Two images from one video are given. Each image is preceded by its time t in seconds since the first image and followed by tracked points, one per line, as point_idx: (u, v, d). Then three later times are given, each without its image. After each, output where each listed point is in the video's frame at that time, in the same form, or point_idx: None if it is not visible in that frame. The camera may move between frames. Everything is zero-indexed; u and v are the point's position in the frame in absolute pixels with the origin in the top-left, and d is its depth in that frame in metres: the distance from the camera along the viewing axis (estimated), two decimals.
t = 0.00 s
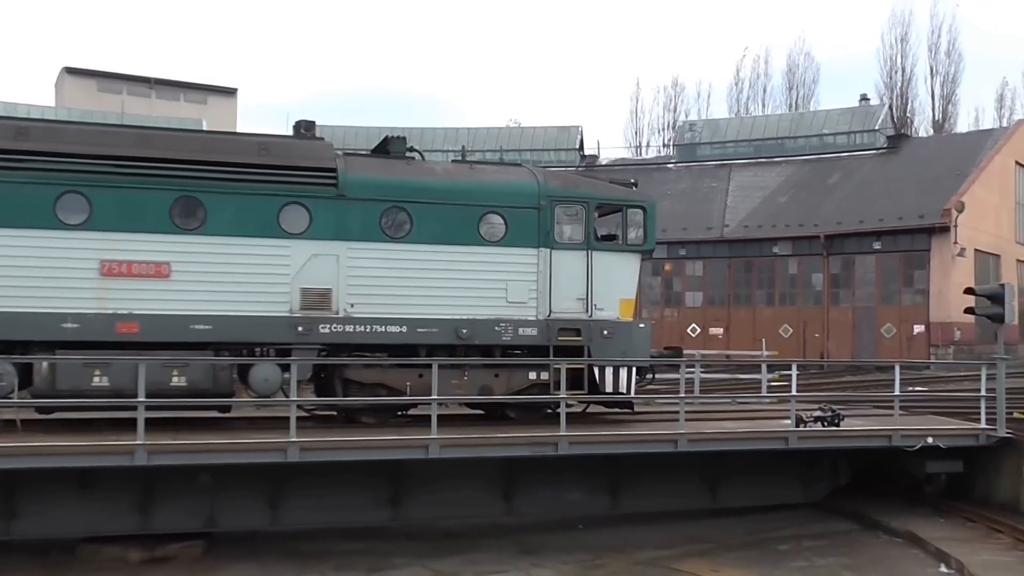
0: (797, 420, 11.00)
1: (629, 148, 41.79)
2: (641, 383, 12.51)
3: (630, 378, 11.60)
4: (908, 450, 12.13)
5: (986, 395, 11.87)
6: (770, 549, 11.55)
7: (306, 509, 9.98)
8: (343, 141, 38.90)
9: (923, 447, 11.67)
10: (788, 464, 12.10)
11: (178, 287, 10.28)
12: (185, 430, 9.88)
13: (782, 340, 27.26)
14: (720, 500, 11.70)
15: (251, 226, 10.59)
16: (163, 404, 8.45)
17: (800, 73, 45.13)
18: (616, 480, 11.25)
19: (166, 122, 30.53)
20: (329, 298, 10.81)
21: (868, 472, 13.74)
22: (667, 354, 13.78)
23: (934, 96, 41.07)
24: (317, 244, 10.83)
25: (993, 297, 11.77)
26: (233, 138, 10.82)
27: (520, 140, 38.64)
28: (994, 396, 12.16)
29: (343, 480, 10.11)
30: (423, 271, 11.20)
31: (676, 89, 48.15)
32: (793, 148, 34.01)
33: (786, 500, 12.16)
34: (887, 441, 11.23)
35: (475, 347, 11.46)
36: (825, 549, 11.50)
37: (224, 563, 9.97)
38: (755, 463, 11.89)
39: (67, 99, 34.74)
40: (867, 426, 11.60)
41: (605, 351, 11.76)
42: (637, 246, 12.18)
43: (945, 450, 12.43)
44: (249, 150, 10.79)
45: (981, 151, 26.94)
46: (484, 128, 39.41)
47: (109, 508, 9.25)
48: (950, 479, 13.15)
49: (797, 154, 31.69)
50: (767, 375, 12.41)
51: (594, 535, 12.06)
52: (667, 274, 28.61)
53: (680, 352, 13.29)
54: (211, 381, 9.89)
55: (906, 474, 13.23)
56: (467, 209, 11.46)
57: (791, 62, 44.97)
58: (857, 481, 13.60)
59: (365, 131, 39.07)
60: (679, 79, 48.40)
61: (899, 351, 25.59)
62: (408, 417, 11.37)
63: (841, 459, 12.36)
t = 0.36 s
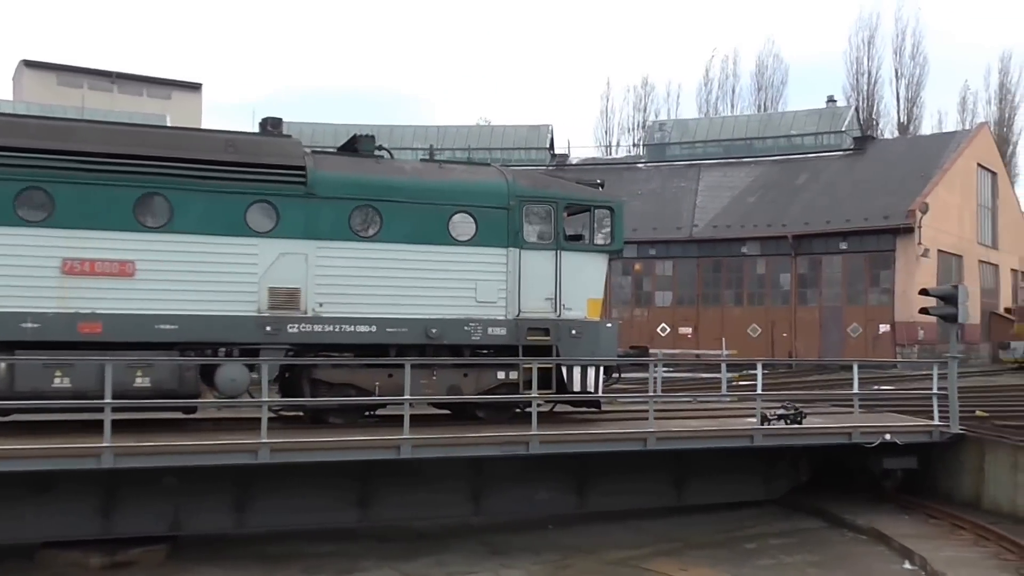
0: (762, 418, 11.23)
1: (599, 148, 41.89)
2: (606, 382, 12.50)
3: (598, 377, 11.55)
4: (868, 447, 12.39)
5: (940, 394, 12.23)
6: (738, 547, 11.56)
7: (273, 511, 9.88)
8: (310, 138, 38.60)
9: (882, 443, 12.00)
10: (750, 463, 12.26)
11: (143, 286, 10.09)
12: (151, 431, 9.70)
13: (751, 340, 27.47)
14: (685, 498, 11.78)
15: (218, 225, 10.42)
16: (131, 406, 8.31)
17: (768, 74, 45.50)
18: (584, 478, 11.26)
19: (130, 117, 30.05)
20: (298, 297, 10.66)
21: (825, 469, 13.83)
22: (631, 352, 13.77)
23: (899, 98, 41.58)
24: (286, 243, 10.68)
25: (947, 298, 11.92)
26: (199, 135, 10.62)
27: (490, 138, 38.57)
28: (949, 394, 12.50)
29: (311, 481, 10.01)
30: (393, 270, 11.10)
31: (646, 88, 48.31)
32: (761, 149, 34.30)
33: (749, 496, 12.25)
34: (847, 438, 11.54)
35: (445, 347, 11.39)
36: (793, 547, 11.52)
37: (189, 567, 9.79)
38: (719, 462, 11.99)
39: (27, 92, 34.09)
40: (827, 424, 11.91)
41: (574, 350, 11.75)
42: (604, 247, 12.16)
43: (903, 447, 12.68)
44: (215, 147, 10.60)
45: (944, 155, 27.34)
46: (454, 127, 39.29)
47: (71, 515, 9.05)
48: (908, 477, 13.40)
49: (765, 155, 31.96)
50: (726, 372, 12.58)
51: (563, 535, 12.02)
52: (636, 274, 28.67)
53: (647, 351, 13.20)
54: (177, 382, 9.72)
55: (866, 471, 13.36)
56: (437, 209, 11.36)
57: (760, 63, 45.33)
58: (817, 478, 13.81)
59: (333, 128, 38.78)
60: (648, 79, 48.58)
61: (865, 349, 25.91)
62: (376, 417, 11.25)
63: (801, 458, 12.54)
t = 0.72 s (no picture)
0: (725, 417, 11.47)
1: (569, 147, 41.97)
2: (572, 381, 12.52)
3: (565, 376, 11.47)
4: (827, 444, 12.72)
5: (896, 393, 12.65)
6: (706, 545, 11.57)
7: (238, 513, 9.79)
8: (276, 135, 38.24)
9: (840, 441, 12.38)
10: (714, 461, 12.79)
11: (107, 286, 9.90)
12: (115, 432, 9.52)
13: (719, 339, 27.66)
14: (648, 496, 12.08)
15: (185, 223, 10.26)
16: (98, 406, 8.18)
17: (737, 75, 45.85)
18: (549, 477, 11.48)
19: (91, 113, 29.54)
20: (265, 297, 10.54)
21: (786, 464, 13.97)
22: (597, 352, 13.78)
23: (865, 99, 42.09)
24: (254, 242, 10.56)
25: (905, 297, 11.99)
26: (163, 131, 10.42)
27: (459, 137, 38.46)
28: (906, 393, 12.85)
29: (277, 482, 9.95)
30: (362, 269, 11.01)
31: (615, 88, 48.46)
32: (730, 150, 34.58)
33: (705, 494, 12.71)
34: (808, 436, 11.85)
35: (413, 346, 11.33)
36: (760, 545, 11.54)
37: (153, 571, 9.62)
38: (681, 460, 12.37)
39: None
40: (787, 423, 12.17)
41: (542, 350, 11.75)
42: (571, 247, 12.17)
43: (862, 444, 12.97)
44: (182, 143, 10.42)
45: (907, 157, 27.74)
46: (423, 125, 39.13)
47: (31, 519, 8.89)
48: (864, 472, 13.75)
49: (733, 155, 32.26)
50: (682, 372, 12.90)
51: (532, 535, 11.98)
52: (605, 273, 28.73)
53: (613, 350, 13.25)
54: (143, 382, 9.55)
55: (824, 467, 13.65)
56: (406, 208, 11.29)
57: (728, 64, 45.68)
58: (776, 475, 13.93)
59: (300, 125, 38.45)
60: (617, 79, 48.73)
61: (831, 349, 26.16)
62: (343, 417, 11.16)
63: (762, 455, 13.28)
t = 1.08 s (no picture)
0: (689, 415, 11.62)
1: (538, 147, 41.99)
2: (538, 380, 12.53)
3: (533, 376, 11.44)
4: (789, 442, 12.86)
5: (854, 391, 12.97)
6: (674, 544, 11.55)
7: (203, 514, 9.67)
8: (243, 132, 37.85)
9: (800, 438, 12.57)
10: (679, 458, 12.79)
11: (70, 285, 9.68)
12: (79, 433, 9.33)
13: (688, 339, 27.79)
14: (614, 493, 12.11)
15: (151, 221, 10.08)
16: (64, 407, 8.03)
17: (705, 75, 46.14)
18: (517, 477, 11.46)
19: (54, 109, 29.01)
20: (233, 296, 10.38)
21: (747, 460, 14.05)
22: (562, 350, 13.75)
23: (832, 101, 42.54)
24: (221, 241, 10.40)
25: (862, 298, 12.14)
26: (129, 128, 10.21)
27: (428, 136, 38.31)
28: (863, 391, 13.17)
29: (243, 482, 9.84)
30: (330, 269, 10.88)
31: (584, 87, 48.55)
32: (698, 150, 34.79)
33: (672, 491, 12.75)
34: (769, 433, 12.00)
35: (381, 346, 11.23)
36: (729, 544, 11.54)
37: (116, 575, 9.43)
38: (645, 457, 12.43)
39: None
40: (748, 421, 12.30)
41: (509, 349, 11.73)
42: (538, 247, 12.15)
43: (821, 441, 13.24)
44: (147, 141, 10.20)
45: (871, 159, 28.10)
46: (391, 123, 38.94)
47: None
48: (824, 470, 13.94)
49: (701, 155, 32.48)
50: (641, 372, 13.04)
51: (500, 534, 11.91)
52: (574, 273, 28.78)
53: (578, 349, 13.27)
54: (107, 382, 9.37)
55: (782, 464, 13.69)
56: (374, 208, 11.18)
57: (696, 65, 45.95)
58: (739, 472, 14.04)
59: (267, 123, 38.09)
60: (587, 79, 48.84)
61: (798, 348, 26.38)
62: (310, 417, 11.03)
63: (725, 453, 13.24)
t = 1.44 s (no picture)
0: (654, 413, 11.68)
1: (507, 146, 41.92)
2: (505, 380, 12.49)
3: (498, 374, 11.45)
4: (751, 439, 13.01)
5: (814, 389, 13.17)
6: (643, 543, 11.52)
7: (168, 515, 9.53)
8: (208, 129, 37.39)
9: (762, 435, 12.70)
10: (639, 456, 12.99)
11: (32, 283, 9.45)
12: (40, 434, 9.13)
13: (657, 339, 27.88)
14: (577, 491, 12.18)
15: (116, 219, 9.88)
16: (29, 408, 7.85)
17: (673, 76, 46.36)
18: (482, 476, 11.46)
19: (14, 104, 28.46)
20: (199, 295, 10.21)
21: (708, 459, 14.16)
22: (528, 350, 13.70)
23: (799, 102, 42.95)
24: (187, 240, 10.22)
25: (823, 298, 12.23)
26: (92, 124, 9.99)
27: (397, 134, 38.10)
28: (822, 389, 13.38)
29: (209, 483, 9.71)
30: (297, 268, 10.74)
31: (553, 87, 48.58)
32: (666, 149, 34.99)
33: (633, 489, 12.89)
34: (732, 431, 12.09)
35: (348, 345, 11.12)
36: (697, 543, 11.54)
37: None
38: (608, 455, 12.54)
39: None
40: (711, 418, 12.37)
41: (477, 349, 11.70)
42: (505, 246, 12.13)
43: (780, 439, 13.50)
44: (111, 137, 9.99)
45: (836, 160, 28.42)
46: (359, 121, 38.68)
47: None
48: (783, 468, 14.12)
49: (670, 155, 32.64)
50: (603, 371, 13.12)
51: (469, 534, 11.81)
52: (543, 272, 28.79)
53: (543, 349, 13.25)
54: (71, 382, 9.18)
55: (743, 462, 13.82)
56: (341, 207, 11.06)
57: (665, 65, 46.16)
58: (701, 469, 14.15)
59: (233, 120, 37.67)
60: (555, 78, 48.86)
61: (765, 347, 26.57)
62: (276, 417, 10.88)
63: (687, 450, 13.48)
